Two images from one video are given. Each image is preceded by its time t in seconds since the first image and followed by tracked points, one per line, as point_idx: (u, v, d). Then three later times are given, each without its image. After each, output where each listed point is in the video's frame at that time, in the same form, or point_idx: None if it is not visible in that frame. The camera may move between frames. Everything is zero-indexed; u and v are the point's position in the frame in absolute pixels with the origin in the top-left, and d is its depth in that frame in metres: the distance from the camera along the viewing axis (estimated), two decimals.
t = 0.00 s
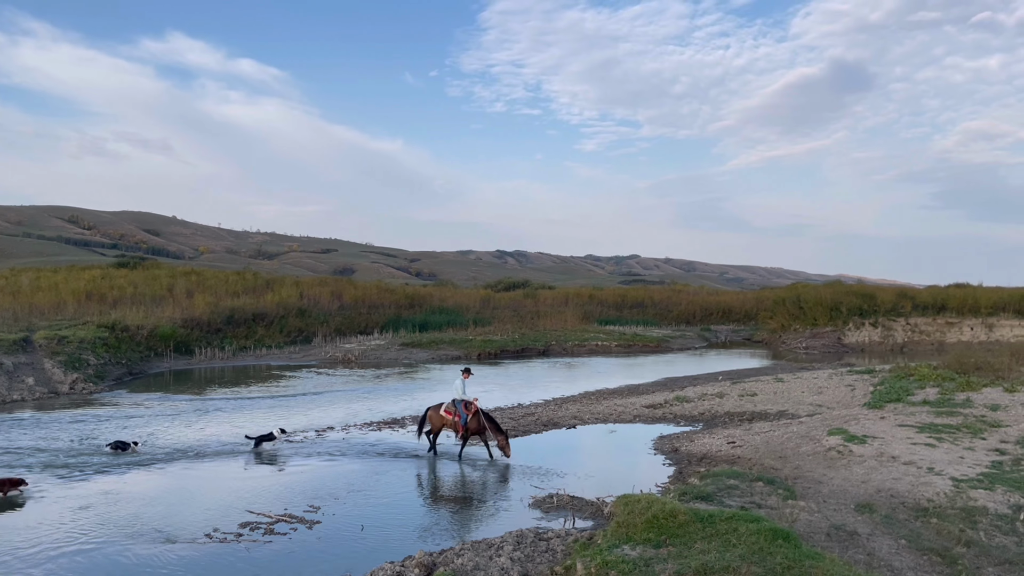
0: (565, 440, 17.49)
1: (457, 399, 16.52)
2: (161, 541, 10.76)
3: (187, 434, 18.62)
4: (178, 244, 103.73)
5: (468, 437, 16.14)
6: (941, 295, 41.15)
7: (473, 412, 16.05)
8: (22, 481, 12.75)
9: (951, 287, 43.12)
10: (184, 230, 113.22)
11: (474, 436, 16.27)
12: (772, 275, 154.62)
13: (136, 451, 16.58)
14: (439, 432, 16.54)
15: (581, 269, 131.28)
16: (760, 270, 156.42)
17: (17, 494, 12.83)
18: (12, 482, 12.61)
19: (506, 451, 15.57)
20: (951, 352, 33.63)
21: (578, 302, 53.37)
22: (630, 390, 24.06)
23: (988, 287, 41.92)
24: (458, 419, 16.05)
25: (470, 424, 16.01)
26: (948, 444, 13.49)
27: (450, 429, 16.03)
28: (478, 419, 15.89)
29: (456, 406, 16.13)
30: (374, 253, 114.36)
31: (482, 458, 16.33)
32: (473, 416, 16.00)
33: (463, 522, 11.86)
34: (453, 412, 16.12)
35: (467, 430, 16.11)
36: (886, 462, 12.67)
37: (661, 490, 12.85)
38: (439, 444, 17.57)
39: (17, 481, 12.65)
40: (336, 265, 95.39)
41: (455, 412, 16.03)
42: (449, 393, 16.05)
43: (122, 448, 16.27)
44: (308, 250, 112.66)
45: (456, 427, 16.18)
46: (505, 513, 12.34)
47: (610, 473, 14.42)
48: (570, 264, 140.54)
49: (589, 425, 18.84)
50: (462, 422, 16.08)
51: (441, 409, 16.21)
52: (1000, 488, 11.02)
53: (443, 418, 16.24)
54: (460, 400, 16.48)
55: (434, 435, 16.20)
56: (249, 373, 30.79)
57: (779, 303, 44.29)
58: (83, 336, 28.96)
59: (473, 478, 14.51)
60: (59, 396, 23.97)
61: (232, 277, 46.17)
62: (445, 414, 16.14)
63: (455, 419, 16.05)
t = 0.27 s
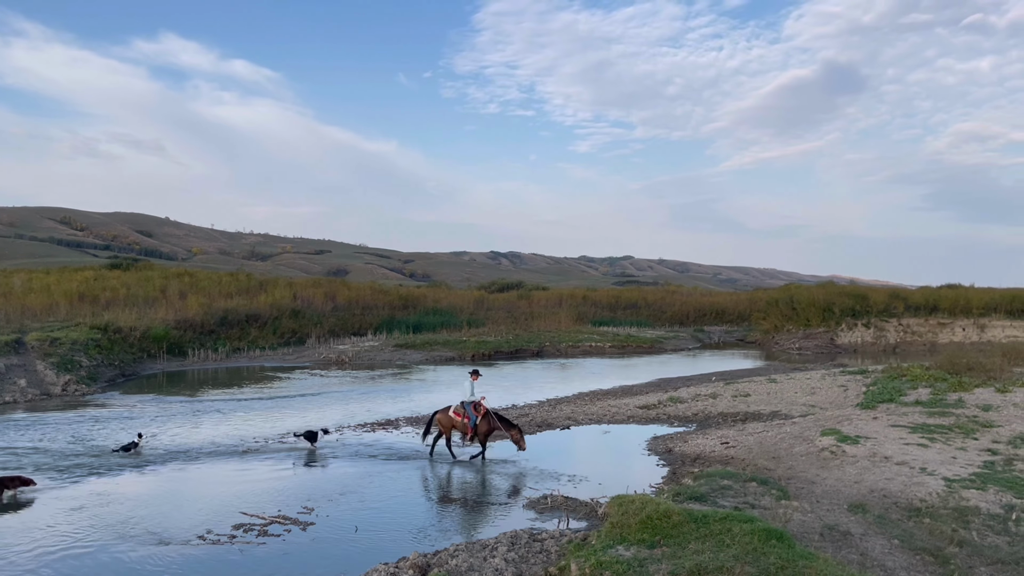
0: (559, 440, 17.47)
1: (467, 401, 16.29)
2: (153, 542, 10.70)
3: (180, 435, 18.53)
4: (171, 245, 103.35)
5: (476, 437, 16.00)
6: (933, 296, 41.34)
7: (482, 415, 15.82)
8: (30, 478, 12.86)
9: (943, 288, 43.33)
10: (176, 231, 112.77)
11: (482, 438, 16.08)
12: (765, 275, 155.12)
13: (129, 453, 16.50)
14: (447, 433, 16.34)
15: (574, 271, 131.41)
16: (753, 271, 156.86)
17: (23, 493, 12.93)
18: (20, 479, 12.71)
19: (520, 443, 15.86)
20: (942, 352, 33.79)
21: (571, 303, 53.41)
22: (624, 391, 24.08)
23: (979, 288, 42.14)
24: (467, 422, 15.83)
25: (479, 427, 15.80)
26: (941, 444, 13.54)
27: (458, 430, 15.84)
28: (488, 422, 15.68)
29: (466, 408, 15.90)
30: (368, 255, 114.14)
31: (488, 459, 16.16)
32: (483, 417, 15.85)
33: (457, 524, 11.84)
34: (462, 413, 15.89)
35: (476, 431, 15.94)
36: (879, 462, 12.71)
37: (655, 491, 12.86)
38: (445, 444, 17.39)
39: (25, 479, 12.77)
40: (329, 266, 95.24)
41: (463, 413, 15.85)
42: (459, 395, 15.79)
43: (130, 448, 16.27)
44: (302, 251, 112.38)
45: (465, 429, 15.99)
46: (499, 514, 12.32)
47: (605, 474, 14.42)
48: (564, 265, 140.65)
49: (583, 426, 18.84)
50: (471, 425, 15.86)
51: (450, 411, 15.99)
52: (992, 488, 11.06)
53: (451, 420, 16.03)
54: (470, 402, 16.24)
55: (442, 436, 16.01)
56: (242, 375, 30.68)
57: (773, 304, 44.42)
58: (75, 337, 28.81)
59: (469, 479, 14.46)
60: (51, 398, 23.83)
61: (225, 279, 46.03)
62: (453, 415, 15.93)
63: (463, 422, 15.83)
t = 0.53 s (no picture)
0: (551, 441, 17.46)
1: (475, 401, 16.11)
2: (144, 544, 10.61)
3: (170, 437, 18.42)
4: (161, 246, 102.81)
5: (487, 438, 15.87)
6: (923, 297, 41.57)
7: (491, 416, 15.68)
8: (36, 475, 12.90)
9: (933, 288, 43.58)
10: (167, 232, 112.20)
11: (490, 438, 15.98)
12: (756, 276, 155.69)
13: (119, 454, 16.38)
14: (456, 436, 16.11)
15: (566, 272, 131.60)
16: (744, 271, 157.36)
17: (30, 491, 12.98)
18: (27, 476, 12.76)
19: (530, 427, 16.03)
20: (932, 352, 33.98)
21: (564, 303, 53.45)
22: (616, 391, 24.12)
23: (969, 289, 42.40)
24: (476, 424, 15.69)
25: (488, 428, 15.67)
26: (931, 444, 13.61)
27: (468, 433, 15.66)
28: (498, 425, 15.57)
29: (474, 410, 15.73)
30: (360, 256, 113.96)
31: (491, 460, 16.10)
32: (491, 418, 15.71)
33: (449, 524, 11.82)
34: (471, 415, 15.72)
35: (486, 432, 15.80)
36: (870, 462, 12.75)
37: (646, 491, 12.88)
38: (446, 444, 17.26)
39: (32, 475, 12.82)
40: (321, 267, 94.97)
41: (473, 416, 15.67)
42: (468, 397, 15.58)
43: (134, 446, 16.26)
44: (294, 252, 112.03)
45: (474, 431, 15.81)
46: (491, 514, 12.31)
47: (598, 474, 14.43)
48: (556, 266, 140.80)
49: (575, 426, 18.85)
50: (480, 426, 15.74)
51: (458, 413, 15.81)
52: (982, 487, 11.12)
53: (459, 422, 15.86)
54: (477, 402, 16.08)
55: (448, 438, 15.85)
56: (234, 376, 30.54)
57: (764, 304, 44.58)
58: (66, 338, 28.61)
59: (462, 480, 14.43)
60: (41, 400, 23.64)
61: (216, 279, 45.82)
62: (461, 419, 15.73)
63: (472, 424, 15.68)
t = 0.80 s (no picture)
0: (542, 442, 17.45)
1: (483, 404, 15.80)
2: (132, 547, 10.51)
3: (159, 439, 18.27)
4: (150, 247, 102.09)
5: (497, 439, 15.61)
6: (910, 297, 41.81)
7: (501, 418, 15.42)
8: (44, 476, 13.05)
9: (920, 289, 43.83)
10: (155, 233, 111.49)
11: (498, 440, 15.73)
12: (745, 277, 156.31)
13: (107, 456, 16.22)
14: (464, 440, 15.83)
15: (557, 272, 131.71)
16: (734, 272, 157.92)
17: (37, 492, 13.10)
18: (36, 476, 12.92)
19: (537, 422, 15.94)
20: (919, 353, 34.18)
21: (554, 304, 53.46)
22: (606, 392, 24.14)
23: (956, 289, 42.68)
24: (485, 426, 15.39)
25: (497, 431, 15.41)
26: (918, 443, 13.69)
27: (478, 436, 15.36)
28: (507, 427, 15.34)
29: (483, 412, 15.43)
30: (350, 257, 113.63)
31: (495, 462, 15.87)
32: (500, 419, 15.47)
33: (437, 525, 11.78)
34: (479, 418, 15.42)
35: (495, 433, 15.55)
36: (858, 462, 12.79)
37: (636, 491, 12.88)
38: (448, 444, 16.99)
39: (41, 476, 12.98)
40: (310, 268, 94.61)
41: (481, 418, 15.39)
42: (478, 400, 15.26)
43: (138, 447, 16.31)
44: (283, 253, 111.58)
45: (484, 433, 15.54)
46: (481, 515, 12.28)
47: (589, 475, 14.41)
48: (546, 267, 140.84)
49: (565, 427, 18.83)
50: (490, 428, 15.45)
51: (466, 415, 15.51)
52: (969, 487, 11.18)
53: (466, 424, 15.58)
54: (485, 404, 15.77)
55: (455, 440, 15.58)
56: (223, 378, 30.36)
57: (753, 305, 44.75)
58: (53, 340, 28.35)
59: (452, 481, 14.38)
60: (28, 402, 23.40)
61: (205, 281, 45.53)
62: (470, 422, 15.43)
63: (481, 427, 15.39)
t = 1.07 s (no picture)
0: (530, 443, 17.42)
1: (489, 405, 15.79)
2: (117, 551, 10.39)
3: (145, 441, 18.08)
4: (136, 249, 101.25)
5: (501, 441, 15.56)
6: (896, 298, 42.08)
7: (506, 420, 15.43)
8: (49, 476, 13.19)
9: (906, 290, 44.10)
10: (141, 234, 110.58)
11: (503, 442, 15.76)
12: (732, 278, 157.04)
13: (92, 459, 16.05)
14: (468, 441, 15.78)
15: (545, 274, 131.76)
16: (721, 273, 158.52)
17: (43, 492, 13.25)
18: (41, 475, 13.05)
19: (543, 420, 15.84)
20: (905, 353, 34.42)
21: (542, 306, 53.47)
22: (594, 393, 24.13)
23: (940, 291, 43.01)
24: (491, 429, 15.40)
25: (503, 433, 15.42)
26: (904, 444, 13.76)
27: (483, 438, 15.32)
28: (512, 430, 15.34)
29: (489, 415, 15.43)
30: (337, 258, 113.17)
31: (484, 464, 15.83)
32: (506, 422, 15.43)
33: (425, 528, 11.71)
34: (485, 420, 15.41)
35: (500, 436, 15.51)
36: (844, 462, 12.84)
37: (624, 493, 12.87)
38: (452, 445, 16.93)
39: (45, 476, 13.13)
40: (297, 269, 94.14)
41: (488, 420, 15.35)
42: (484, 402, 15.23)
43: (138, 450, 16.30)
44: (270, 255, 111.02)
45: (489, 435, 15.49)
46: (470, 518, 12.22)
47: (577, 476, 14.40)
48: (534, 269, 140.90)
49: (554, 428, 18.81)
50: (495, 431, 15.40)
51: (472, 417, 15.47)
52: (954, 487, 11.24)
53: (473, 426, 15.54)
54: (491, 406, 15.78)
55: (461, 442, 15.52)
56: (210, 380, 30.12)
57: (741, 306, 44.93)
58: (37, 342, 28.02)
59: (441, 483, 14.31)
60: (12, 405, 23.10)
61: (192, 282, 45.20)
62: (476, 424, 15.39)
63: (486, 429, 15.39)
